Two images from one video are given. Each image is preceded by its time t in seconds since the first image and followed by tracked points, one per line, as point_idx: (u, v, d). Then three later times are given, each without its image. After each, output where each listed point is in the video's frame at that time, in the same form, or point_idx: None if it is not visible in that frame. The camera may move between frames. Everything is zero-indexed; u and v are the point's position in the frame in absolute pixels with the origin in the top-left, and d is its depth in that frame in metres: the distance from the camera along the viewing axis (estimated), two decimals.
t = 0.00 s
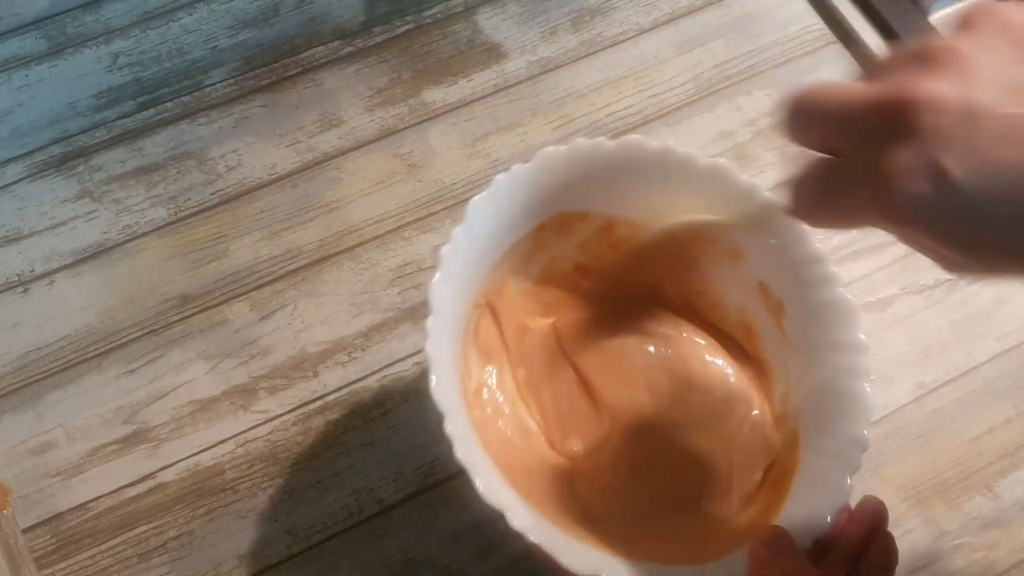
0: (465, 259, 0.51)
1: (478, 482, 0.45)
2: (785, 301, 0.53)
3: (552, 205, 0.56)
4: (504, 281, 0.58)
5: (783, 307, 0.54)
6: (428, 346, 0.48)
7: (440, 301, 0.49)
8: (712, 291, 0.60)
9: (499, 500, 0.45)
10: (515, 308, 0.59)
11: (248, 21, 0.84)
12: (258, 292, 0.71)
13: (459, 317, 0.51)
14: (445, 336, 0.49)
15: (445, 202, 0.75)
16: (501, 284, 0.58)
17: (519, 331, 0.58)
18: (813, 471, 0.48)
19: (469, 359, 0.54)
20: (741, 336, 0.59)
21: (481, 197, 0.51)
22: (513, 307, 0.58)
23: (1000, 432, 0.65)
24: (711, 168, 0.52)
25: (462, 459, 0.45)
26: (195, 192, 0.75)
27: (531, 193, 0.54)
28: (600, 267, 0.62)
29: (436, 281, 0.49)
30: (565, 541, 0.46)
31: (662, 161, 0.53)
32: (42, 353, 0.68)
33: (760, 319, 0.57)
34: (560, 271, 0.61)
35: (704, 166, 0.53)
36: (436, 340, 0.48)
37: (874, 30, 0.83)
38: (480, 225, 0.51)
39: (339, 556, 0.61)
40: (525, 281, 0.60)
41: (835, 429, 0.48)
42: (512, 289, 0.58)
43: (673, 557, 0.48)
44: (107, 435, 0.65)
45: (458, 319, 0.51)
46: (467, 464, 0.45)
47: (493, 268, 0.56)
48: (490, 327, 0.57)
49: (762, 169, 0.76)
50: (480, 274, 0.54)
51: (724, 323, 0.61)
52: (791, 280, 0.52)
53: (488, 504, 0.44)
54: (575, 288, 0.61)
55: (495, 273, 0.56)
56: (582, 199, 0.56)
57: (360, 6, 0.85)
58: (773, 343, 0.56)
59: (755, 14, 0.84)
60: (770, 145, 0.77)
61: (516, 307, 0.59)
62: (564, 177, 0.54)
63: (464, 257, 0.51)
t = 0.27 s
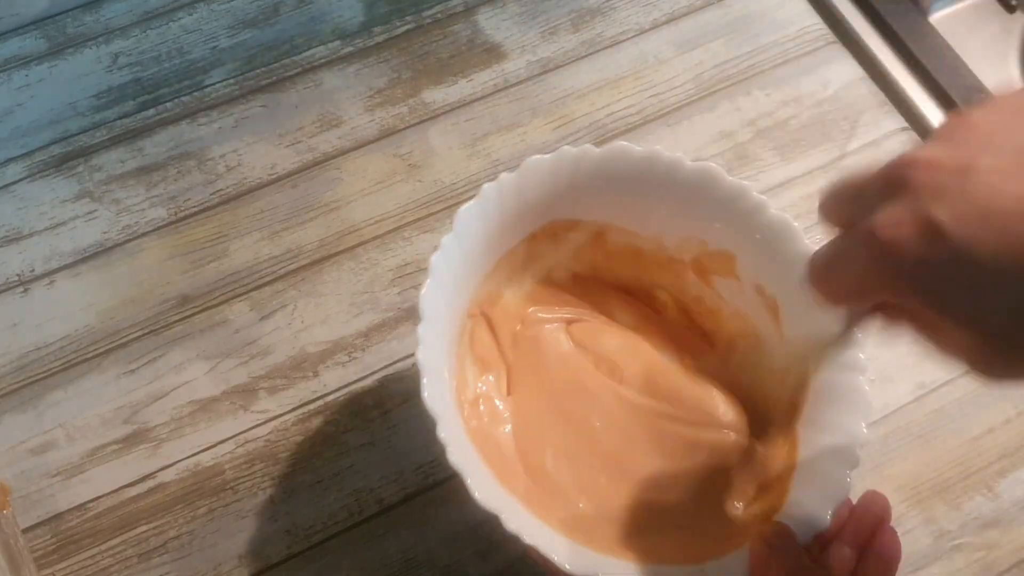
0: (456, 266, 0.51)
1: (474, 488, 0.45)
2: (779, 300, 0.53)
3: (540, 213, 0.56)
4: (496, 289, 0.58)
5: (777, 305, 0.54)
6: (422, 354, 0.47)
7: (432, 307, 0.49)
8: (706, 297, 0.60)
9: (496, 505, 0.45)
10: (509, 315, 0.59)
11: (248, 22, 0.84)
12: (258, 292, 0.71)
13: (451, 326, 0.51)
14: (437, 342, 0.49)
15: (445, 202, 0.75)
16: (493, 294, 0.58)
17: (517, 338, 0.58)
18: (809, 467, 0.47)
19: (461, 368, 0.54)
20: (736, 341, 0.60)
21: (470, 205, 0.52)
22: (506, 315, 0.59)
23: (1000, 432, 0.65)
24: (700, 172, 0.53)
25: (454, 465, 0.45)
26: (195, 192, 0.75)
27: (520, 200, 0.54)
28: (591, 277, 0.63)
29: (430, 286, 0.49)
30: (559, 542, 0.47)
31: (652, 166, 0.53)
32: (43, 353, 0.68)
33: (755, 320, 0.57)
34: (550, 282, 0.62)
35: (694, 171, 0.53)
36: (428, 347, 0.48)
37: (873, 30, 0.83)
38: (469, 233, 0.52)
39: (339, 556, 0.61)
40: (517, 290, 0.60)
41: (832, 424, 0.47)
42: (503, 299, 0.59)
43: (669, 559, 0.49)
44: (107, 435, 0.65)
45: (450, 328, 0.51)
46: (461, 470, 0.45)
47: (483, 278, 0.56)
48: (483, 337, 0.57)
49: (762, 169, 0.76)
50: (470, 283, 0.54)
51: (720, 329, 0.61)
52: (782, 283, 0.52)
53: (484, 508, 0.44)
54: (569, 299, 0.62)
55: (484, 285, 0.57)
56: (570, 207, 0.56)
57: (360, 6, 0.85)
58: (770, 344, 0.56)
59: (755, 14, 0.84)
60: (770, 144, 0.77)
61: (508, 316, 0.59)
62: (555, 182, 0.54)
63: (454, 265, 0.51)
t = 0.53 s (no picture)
0: (438, 285, 0.51)
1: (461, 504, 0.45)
2: (773, 300, 0.54)
3: (528, 227, 0.56)
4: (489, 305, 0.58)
5: (771, 305, 0.54)
6: (406, 373, 0.47)
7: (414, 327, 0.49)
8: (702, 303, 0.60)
9: (484, 522, 0.45)
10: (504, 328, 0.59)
11: (248, 22, 0.84)
12: (258, 292, 0.71)
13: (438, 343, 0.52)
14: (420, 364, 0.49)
15: (445, 202, 0.75)
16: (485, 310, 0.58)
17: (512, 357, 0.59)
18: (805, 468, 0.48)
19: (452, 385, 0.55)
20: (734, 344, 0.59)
21: (451, 225, 0.52)
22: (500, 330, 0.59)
23: (999, 432, 0.65)
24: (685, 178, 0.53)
25: (440, 481, 0.45)
26: (195, 192, 0.75)
27: (505, 214, 0.54)
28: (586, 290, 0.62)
29: (408, 309, 0.49)
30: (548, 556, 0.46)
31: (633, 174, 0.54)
32: (43, 353, 0.68)
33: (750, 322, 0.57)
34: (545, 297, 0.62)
35: (676, 176, 0.53)
36: (413, 365, 0.48)
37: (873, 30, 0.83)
38: (452, 250, 0.52)
39: (340, 556, 0.61)
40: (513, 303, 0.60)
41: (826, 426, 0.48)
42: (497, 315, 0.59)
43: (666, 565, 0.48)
44: (107, 435, 0.65)
45: (437, 346, 0.51)
46: (447, 487, 0.44)
47: (474, 294, 0.56)
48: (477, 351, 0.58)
49: (762, 169, 0.76)
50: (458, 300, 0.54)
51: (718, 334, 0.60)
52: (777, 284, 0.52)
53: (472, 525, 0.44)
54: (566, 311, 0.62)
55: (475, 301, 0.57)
56: (558, 219, 0.57)
57: (360, 7, 0.85)
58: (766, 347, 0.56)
59: (755, 14, 0.84)
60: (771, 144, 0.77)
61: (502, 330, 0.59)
62: (537, 196, 0.54)
63: (439, 282, 0.51)
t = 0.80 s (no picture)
0: (432, 293, 0.51)
1: (453, 512, 0.44)
2: (767, 305, 0.54)
3: (522, 235, 0.56)
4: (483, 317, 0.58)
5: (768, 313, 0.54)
6: (395, 383, 0.47)
7: (406, 337, 0.49)
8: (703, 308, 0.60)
9: (476, 530, 0.44)
10: (499, 340, 0.59)
11: (248, 22, 0.84)
12: (258, 292, 0.71)
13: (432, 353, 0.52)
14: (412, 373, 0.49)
15: (445, 202, 0.75)
16: (480, 320, 0.58)
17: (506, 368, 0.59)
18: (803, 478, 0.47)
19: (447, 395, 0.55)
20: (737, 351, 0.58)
21: (444, 233, 0.52)
22: (496, 343, 0.59)
23: (1000, 432, 0.65)
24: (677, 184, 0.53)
25: (433, 492, 0.44)
26: (195, 192, 0.75)
27: (498, 221, 0.54)
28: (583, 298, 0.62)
29: (402, 319, 0.49)
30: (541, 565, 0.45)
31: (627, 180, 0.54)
32: (43, 353, 0.68)
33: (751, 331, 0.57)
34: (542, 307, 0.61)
35: (671, 182, 0.53)
36: (402, 375, 0.48)
37: (874, 30, 0.82)
38: (445, 259, 0.52)
39: (339, 556, 0.61)
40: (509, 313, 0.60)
41: (827, 435, 0.47)
42: (493, 327, 0.59)
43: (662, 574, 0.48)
44: (107, 435, 0.65)
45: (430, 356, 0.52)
46: (437, 494, 0.44)
47: (467, 303, 0.56)
48: (472, 363, 0.58)
49: (762, 169, 0.76)
50: (451, 310, 0.54)
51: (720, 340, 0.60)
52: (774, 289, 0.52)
53: (464, 533, 0.44)
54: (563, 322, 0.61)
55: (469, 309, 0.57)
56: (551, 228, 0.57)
57: (360, 6, 0.85)
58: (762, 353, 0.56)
59: (755, 14, 0.84)
60: (770, 144, 0.77)
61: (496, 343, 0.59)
62: (530, 203, 0.54)
63: (432, 291, 0.52)
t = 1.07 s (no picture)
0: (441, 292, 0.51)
1: (462, 512, 0.45)
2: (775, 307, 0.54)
3: (531, 232, 0.56)
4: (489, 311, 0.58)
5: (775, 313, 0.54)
6: (406, 382, 0.47)
7: (417, 335, 0.49)
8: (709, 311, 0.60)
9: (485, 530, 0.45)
10: (503, 336, 0.59)
11: (248, 22, 0.84)
12: (258, 292, 0.71)
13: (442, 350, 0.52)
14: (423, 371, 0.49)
15: (445, 202, 0.75)
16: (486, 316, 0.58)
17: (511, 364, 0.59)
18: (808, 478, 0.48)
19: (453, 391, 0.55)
20: (739, 351, 0.59)
21: (454, 231, 0.52)
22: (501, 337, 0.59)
23: (999, 432, 0.65)
24: (689, 184, 0.53)
25: (442, 491, 0.45)
26: (195, 192, 0.75)
27: (508, 219, 0.54)
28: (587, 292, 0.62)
29: (412, 316, 0.49)
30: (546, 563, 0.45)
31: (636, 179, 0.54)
32: (43, 353, 0.68)
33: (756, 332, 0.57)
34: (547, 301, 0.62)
35: (681, 181, 0.53)
36: (413, 374, 0.48)
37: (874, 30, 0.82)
38: (457, 256, 0.52)
39: (339, 556, 0.61)
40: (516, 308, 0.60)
41: (831, 436, 0.48)
42: (498, 323, 0.59)
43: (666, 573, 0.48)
44: (107, 435, 0.65)
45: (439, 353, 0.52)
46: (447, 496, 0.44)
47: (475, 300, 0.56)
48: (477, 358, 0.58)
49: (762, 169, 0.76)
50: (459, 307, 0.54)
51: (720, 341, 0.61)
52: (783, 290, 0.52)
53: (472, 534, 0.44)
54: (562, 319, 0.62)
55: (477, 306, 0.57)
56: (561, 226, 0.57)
57: (360, 6, 0.85)
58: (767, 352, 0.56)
59: (755, 14, 0.84)
60: (770, 144, 0.77)
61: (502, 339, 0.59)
62: (540, 201, 0.54)
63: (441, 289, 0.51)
